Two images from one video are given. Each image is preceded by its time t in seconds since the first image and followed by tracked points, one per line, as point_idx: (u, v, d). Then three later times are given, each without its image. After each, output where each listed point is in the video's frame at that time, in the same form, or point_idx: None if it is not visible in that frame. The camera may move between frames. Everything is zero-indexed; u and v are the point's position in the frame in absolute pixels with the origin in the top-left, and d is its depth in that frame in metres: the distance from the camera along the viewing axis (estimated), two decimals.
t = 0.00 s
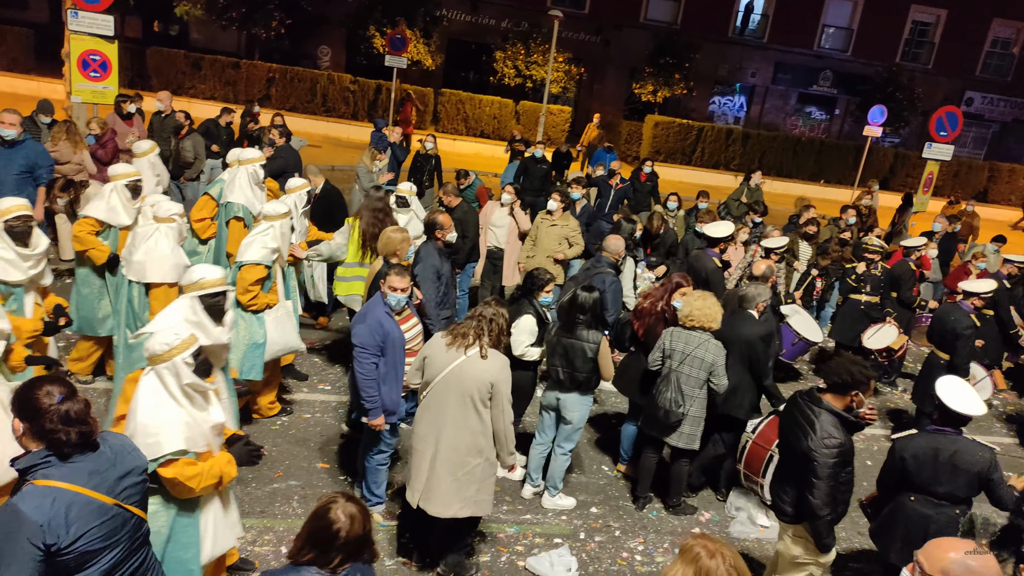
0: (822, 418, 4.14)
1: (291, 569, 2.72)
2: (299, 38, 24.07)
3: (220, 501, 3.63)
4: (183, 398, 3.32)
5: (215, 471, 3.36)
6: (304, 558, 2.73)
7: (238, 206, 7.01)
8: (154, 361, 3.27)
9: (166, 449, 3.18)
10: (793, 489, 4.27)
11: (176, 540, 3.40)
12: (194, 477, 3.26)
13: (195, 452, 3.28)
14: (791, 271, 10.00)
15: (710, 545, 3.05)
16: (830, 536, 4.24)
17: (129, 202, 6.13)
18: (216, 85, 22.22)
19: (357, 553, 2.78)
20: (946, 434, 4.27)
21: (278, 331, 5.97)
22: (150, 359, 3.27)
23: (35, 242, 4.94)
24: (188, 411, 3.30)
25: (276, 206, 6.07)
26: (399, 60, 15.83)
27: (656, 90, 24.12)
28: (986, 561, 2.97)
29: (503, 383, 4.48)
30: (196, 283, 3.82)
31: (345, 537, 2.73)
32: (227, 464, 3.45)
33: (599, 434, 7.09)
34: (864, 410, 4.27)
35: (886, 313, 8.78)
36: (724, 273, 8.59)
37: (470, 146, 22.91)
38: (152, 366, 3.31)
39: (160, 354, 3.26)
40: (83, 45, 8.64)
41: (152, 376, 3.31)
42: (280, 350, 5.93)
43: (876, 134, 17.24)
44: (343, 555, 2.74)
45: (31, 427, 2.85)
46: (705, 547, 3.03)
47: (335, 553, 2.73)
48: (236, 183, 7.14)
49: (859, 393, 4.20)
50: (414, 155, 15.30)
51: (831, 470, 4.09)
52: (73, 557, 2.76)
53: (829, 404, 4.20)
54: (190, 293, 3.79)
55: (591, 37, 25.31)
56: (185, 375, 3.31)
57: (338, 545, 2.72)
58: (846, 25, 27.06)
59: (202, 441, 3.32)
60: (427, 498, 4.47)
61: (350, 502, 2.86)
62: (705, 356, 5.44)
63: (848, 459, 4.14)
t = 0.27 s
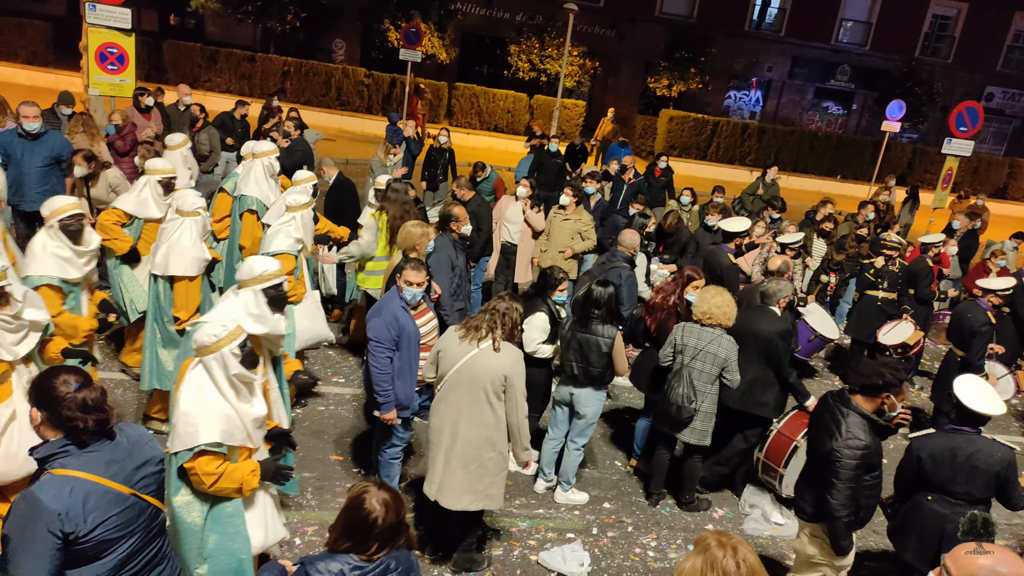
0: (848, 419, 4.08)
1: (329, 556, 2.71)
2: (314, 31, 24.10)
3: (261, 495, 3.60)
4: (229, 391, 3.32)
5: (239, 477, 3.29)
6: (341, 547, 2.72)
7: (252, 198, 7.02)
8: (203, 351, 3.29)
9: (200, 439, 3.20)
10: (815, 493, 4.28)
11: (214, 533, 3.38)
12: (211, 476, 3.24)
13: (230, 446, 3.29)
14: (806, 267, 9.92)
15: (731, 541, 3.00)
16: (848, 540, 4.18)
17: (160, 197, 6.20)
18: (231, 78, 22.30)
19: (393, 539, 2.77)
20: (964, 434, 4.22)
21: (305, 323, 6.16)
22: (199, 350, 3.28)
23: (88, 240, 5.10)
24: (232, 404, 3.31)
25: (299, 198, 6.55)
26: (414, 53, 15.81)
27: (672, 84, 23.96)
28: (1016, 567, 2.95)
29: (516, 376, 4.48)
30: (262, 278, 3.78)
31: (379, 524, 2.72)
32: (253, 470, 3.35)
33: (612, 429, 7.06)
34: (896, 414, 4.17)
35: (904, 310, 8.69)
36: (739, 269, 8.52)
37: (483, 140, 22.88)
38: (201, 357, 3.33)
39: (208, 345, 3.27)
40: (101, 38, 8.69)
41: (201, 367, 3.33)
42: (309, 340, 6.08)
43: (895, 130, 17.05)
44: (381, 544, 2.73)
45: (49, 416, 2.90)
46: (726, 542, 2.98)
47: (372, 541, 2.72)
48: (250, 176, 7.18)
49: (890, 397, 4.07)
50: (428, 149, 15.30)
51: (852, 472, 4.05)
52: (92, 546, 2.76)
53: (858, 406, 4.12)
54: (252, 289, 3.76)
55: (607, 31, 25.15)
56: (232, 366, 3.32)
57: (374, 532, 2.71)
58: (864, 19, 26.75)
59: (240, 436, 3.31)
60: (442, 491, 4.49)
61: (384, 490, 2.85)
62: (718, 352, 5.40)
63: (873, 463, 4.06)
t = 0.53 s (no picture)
0: (879, 418, 4.09)
1: (353, 542, 2.74)
2: (329, 26, 24.17)
3: (289, 492, 3.61)
4: (267, 387, 3.36)
5: (266, 475, 3.34)
6: (365, 534, 2.74)
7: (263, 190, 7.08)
8: (244, 348, 3.31)
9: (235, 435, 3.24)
10: (844, 499, 4.29)
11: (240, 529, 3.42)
12: (241, 469, 3.28)
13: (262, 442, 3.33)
14: (820, 264, 9.86)
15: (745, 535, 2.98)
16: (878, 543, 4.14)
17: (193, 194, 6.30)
18: (246, 72, 22.40)
19: (416, 526, 2.79)
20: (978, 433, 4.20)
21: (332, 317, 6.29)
22: (239, 346, 3.31)
23: (142, 238, 5.10)
24: (267, 400, 3.35)
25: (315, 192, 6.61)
26: (428, 48, 15.81)
27: (687, 79, 23.82)
28: None
29: (528, 370, 4.47)
30: (301, 281, 3.97)
31: (403, 512, 2.73)
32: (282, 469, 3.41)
33: (624, 425, 7.07)
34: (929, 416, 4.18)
35: (920, 308, 8.62)
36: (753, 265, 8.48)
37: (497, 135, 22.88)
38: (241, 352, 3.37)
39: (249, 341, 3.30)
40: (119, 33, 8.77)
41: (242, 364, 3.36)
42: (333, 334, 6.15)
43: (912, 126, 16.87)
44: (405, 530, 2.75)
45: (74, 401, 2.93)
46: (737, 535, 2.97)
47: (396, 527, 2.73)
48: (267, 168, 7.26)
49: (924, 397, 4.10)
50: (442, 143, 15.32)
51: (881, 472, 4.04)
52: (118, 526, 2.82)
53: (890, 406, 4.13)
54: (292, 291, 3.94)
55: (621, 25, 24.93)
56: (274, 362, 3.37)
57: (398, 519, 2.73)
58: (883, 13, 26.45)
59: (273, 433, 3.35)
60: (462, 486, 4.52)
61: (410, 480, 2.87)
62: (728, 348, 5.39)
63: (901, 464, 4.06)
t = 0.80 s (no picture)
0: (918, 418, 4.00)
1: (367, 533, 2.76)
2: (347, 21, 24.24)
3: (332, 500, 3.65)
4: (304, 387, 3.41)
5: (308, 475, 3.36)
6: (381, 525, 2.75)
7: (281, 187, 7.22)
8: (282, 348, 3.37)
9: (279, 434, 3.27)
10: (881, 506, 4.16)
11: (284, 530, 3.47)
12: (283, 470, 3.32)
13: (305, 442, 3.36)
14: (840, 261, 9.77)
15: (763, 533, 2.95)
16: (922, 546, 4.03)
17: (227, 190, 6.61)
18: (265, 67, 22.51)
19: (430, 521, 2.80)
20: (1001, 432, 4.14)
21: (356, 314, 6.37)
22: (276, 345, 3.37)
23: (186, 233, 5.21)
24: (305, 399, 3.40)
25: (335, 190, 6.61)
26: (446, 44, 15.81)
27: (705, 74, 23.63)
28: None
29: (540, 366, 4.46)
30: (331, 282, 4.19)
31: (418, 506, 2.74)
32: (326, 469, 3.42)
33: (641, 421, 7.06)
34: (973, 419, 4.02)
35: (942, 306, 8.51)
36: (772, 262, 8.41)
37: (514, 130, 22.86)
38: (278, 352, 3.42)
39: (287, 341, 3.36)
40: (141, 28, 8.85)
41: (279, 362, 3.41)
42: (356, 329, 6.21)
43: (935, 122, 16.63)
44: (418, 525, 2.76)
45: (109, 385, 2.94)
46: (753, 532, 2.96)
47: (410, 521, 2.74)
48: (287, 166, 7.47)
49: (965, 399, 3.97)
50: (459, 139, 15.33)
51: (919, 473, 3.95)
52: (153, 505, 2.88)
53: (929, 407, 4.03)
54: (322, 291, 4.18)
55: (640, 20, 24.79)
56: (311, 362, 3.42)
57: (413, 514, 2.74)
58: (905, 8, 26.07)
59: (315, 433, 3.40)
60: (473, 480, 4.53)
61: (427, 476, 2.87)
62: (750, 345, 5.36)
63: (940, 466, 3.96)
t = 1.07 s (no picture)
0: (969, 433, 3.83)
1: (369, 532, 2.77)
2: (367, 18, 24.32)
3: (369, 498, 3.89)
4: (333, 390, 3.44)
5: (363, 466, 3.44)
6: (383, 522, 2.76)
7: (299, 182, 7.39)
8: (312, 352, 3.40)
9: (313, 443, 3.32)
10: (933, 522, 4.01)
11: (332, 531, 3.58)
12: (335, 471, 3.39)
13: (343, 447, 3.44)
14: (863, 259, 9.65)
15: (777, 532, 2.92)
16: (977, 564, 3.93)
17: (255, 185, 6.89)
18: (286, 64, 22.67)
19: (433, 516, 2.80)
20: None
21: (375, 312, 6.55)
22: (308, 349, 3.39)
23: (227, 232, 5.17)
24: (336, 403, 3.44)
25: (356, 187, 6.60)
26: (465, 40, 15.81)
27: (726, 70, 23.43)
28: None
29: (554, 361, 4.47)
30: (361, 283, 4.18)
31: (421, 502, 2.74)
32: (375, 456, 3.51)
33: (660, 419, 7.04)
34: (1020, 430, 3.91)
35: (967, 305, 8.38)
36: (793, 260, 8.33)
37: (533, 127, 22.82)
38: (307, 354, 3.45)
39: (319, 345, 3.39)
40: (164, 25, 8.96)
41: (308, 365, 3.44)
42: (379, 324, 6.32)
43: (961, 118, 16.35)
44: (422, 522, 2.76)
45: (142, 373, 2.97)
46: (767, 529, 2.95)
47: (413, 517, 2.75)
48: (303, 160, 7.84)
49: (1015, 411, 3.81)
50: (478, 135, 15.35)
51: (977, 492, 3.81)
52: (184, 491, 2.93)
53: (978, 420, 3.86)
54: (350, 291, 4.18)
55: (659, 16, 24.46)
56: (341, 367, 3.47)
57: (416, 510, 2.74)
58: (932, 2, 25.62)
59: (346, 436, 3.45)
60: (491, 474, 4.55)
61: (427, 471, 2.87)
62: (773, 343, 5.35)
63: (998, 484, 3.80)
